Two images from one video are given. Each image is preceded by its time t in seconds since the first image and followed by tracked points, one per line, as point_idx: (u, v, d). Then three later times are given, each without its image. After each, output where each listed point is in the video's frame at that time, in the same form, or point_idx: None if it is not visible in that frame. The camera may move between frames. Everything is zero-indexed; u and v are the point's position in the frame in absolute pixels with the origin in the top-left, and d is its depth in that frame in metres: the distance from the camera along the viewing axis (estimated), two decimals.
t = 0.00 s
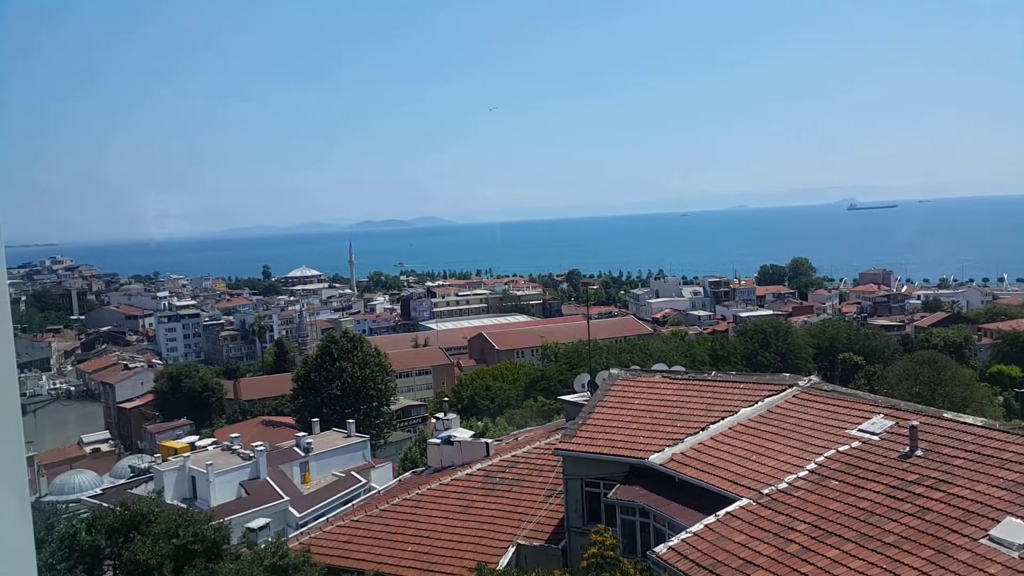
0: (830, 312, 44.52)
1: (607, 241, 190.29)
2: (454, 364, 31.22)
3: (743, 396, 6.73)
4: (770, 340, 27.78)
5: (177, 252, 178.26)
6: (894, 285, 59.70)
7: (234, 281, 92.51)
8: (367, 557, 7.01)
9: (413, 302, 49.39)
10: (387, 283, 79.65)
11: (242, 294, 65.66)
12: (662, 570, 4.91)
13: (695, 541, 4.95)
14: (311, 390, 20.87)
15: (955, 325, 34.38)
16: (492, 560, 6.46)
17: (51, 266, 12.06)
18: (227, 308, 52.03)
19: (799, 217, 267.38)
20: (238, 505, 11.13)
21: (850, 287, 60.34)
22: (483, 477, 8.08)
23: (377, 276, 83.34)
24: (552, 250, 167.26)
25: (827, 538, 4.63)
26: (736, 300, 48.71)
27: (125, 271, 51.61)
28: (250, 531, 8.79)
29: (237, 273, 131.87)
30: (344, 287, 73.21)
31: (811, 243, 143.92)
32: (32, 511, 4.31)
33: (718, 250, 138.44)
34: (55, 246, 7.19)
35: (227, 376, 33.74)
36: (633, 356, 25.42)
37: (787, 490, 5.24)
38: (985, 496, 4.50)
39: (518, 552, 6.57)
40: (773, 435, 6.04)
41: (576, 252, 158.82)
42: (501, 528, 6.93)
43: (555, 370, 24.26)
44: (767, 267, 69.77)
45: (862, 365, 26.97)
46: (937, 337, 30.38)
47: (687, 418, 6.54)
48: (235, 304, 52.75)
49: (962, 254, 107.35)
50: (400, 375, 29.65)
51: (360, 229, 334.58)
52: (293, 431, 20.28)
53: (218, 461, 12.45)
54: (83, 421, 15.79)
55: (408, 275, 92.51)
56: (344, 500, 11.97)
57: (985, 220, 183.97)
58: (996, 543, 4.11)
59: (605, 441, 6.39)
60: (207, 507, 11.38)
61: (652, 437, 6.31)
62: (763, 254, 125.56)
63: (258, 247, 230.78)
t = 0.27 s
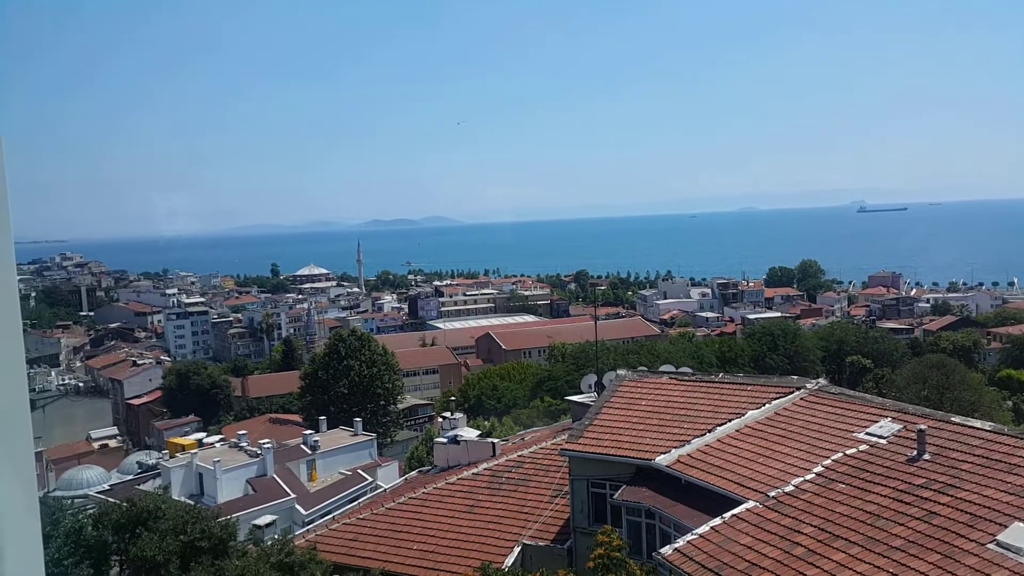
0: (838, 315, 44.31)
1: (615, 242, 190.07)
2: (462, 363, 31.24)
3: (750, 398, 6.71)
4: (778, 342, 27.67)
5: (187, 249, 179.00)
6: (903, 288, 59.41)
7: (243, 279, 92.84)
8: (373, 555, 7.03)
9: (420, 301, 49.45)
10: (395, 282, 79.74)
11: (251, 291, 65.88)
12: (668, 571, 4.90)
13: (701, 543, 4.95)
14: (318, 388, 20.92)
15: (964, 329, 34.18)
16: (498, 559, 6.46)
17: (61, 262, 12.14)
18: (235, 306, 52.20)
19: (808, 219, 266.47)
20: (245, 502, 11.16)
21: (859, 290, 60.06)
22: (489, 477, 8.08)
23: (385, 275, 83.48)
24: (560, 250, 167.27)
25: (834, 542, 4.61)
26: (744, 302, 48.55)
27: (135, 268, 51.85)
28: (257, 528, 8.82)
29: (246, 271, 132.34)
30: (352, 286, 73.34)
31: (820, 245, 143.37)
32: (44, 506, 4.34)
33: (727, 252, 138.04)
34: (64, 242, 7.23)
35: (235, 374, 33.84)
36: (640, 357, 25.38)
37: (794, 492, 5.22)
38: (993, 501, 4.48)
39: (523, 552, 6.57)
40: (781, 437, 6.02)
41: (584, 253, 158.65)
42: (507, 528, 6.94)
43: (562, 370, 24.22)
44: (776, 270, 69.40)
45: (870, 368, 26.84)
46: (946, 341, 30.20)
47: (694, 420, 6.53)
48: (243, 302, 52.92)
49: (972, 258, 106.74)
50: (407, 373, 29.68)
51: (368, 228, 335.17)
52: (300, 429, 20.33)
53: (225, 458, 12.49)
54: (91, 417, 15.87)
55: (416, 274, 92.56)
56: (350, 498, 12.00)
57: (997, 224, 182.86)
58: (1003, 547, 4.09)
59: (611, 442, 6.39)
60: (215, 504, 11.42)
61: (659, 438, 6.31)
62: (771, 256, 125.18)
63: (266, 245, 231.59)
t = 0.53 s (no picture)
0: (844, 317, 44.21)
1: (620, 242, 189.91)
2: (466, 363, 31.27)
3: (755, 400, 6.70)
4: (783, 344, 27.62)
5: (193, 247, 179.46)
6: (909, 290, 59.26)
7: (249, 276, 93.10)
8: (376, 554, 7.05)
9: (426, 301, 49.55)
10: (400, 281, 79.84)
11: (256, 290, 66.01)
12: (671, 572, 4.90)
13: (704, 544, 4.94)
14: (323, 387, 20.97)
15: (970, 332, 34.08)
16: (501, 559, 6.48)
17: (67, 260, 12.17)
18: (241, 304, 52.36)
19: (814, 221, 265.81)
20: (249, 500, 11.19)
21: (864, 292, 59.92)
22: (493, 477, 8.09)
23: (390, 274, 83.55)
24: (565, 250, 167.38)
25: (837, 544, 4.61)
26: (749, 304, 48.47)
27: (142, 265, 52.05)
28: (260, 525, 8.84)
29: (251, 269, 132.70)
30: (357, 285, 73.42)
31: (826, 248, 143.06)
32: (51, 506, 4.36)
33: (733, 254, 137.77)
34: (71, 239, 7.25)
35: (239, 372, 33.94)
36: (645, 358, 25.37)
37: (798, 494, 5.21)
38: (998, 505, 4.46)
39: (526, 552, 6.58)
40: (785, 439, 6.01)
41: (589, 253, 158.58)
42: (509, 528, 6.94)
43: (566, 371, 24.19)
44: (782, 272, 69.19)
45: (875, 371, 26.78)
46: (952, 344, 30.10)
47: (698, 421, 6.53)
48: (248, 300, 53.04)
49: (978, 261, 106.40)
50: (412, 373, 29.72)
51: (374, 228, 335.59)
52: (304, 427, 20.38)
53: (229, 456, 12.53)
54: (96, 413, 15.93)
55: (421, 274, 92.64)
56: (353, 497, 12.03)
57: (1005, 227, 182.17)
58: (1007, 551, 4.08)
59: (615, 442, 6.39)
60: (218, 502, 11.46)
61: (663, 439, 6.30)
62: (777, 258, 124.96)
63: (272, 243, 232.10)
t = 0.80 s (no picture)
0: (843, 319, 44.25)
1: (620, 243, 189.90)
2: (466, 362, 31.31)
3: (754, 401, 6.74)
4: (783, 346, 27.65)
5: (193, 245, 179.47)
6: (908, 293, 59.31)
7: (248, 275, 93.17)
8: (375, 553, 7.08)
9: (426, 301, 49.66)
10: (400, 280, 79.88)
11: (256, 288, 66.03)
12: (669, 572, 4.94)
13: (702, 544, 4.98)
14: (323, 386, 21.00)
15: (968, 334, 34.12)
16: (500, 558, 6.52)
17: (66, 256, 12.20)
18: (240, 302, 52.35)
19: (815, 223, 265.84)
20: (247, 499, 11.23)
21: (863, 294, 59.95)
22: (492, 477, 8.13)
23: (390, 273, 83.57)
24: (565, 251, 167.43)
25: (834, 545, 4.64)
26: (749, 305, 48.47)
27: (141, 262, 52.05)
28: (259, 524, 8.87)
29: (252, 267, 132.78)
30: (357, 284, 73.46)
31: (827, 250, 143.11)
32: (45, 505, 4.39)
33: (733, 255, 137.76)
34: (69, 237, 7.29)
35: (239, 370, 33.97)
36: (644, 359, 25.41)
37: (795, 495, 5.25)
38: (993, 506, 4.50)
39: (524, 552, 6.62)
40: (783, 440, 6.05)
41: (589, 254, 158.56)
42: (508, 528, 6.98)
43: (566, 371, 24.22)
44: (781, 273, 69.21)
45: (873, 373, 26.82)
46: (950, 347, 30.15)
47: (697, 422, 6.56)
48: (248, 298, 53.04)
49: (978, 264, 106.47)
50: (411, 372, 29.76)
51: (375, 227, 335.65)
52: (303, 426, 20.41)
53: (228, 455, 12.56)
54: (93, 411, 15.94)
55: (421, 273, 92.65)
56: (352, 496, 12.08)
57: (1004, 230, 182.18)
58: (1002, 552, 4.12)
59: (614, 443, 6.43)
60: (216, 501, 11.49)
61: (662, 440, 6.34)
62: (777, 259, 124.97)
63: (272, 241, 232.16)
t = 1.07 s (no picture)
0: (835, 318, 44.38)
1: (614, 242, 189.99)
2: (460, 361, 31.29)
3: (746, 400, 6.76)
4: (775, 344, 27.70)
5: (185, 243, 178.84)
6: (900, 292, 59.52)
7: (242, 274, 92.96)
8: (368, 553, 7.07)
9: (419, 299, 49.74)
10: (393, 279, 79.82)
11: (248, 287, 65.85)
12: (661, 570, 4.95)
13: (695, 542, 4.99)
14: (315, 385, 20.95)
15: (959, 333, 34.26)
16: (493, 557, 6.51)
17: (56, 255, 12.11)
18: (233, 301, 52.21)
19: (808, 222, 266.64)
20: (239, 499, 11.21)
21: (855, 293, 60.13)
22: (485, 476, 8.13)
23: (384, 271, 83.48)
24: (559, 250, 167.50)
25: (826, 543, 4.65)
26: (742, 304, 48.55)
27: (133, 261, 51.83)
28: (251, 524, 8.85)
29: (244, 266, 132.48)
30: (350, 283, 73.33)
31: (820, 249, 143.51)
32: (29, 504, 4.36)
33: (726, 254, 138.02)
34: (61, 234, 7.24)
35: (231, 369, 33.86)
36: (638, 358, 25.43)
37: (787, 493, 5.27)
38: (984, 504, 4.52)
39: (518, 550, 6.62)
40: (775, 439, 6.06)
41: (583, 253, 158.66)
42: (502, 527, 6.98)
43: (559, 370, 24.22)
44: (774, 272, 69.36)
45: (865, 372, 26.91)
46: (941, 346, 30.27)
47: (690, 420, 6.57)
48: (241, 297, 52.88)
49: (969, 263, 106.96)
50: (405, 371, 29.73)
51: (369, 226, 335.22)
52: (296, 425, 20.37)
53: (220, 454, 12.53)
54: (84, 410, 15.87)
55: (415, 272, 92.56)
56: (345, 495, 12.07)
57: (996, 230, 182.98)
58: (991, 549, 4.14)
59: (607, 442, 6.43)
60: (209, 500, 11.47)
61: (655, 438, 6.35)
62: (770, 258, 125.26)
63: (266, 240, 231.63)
